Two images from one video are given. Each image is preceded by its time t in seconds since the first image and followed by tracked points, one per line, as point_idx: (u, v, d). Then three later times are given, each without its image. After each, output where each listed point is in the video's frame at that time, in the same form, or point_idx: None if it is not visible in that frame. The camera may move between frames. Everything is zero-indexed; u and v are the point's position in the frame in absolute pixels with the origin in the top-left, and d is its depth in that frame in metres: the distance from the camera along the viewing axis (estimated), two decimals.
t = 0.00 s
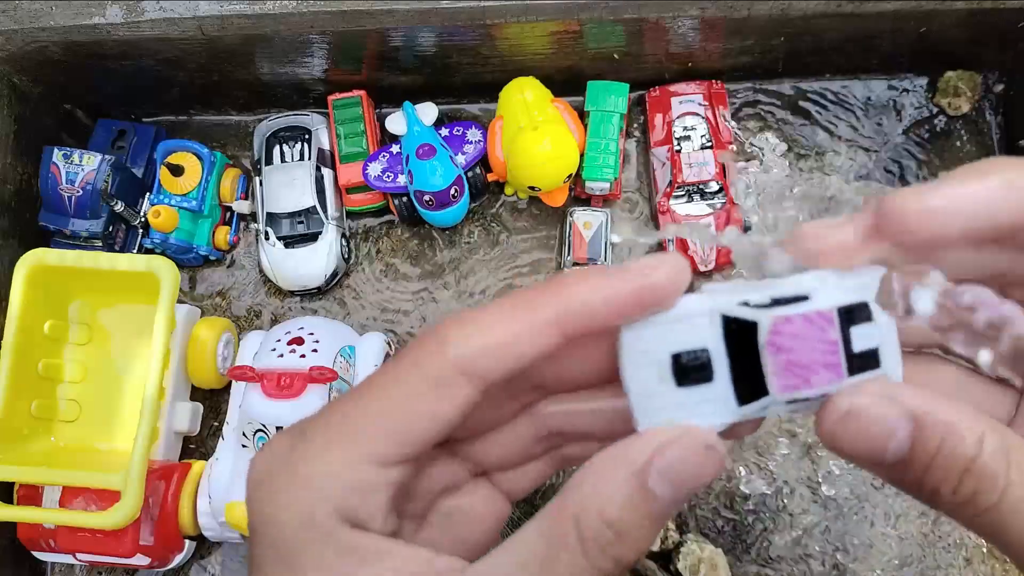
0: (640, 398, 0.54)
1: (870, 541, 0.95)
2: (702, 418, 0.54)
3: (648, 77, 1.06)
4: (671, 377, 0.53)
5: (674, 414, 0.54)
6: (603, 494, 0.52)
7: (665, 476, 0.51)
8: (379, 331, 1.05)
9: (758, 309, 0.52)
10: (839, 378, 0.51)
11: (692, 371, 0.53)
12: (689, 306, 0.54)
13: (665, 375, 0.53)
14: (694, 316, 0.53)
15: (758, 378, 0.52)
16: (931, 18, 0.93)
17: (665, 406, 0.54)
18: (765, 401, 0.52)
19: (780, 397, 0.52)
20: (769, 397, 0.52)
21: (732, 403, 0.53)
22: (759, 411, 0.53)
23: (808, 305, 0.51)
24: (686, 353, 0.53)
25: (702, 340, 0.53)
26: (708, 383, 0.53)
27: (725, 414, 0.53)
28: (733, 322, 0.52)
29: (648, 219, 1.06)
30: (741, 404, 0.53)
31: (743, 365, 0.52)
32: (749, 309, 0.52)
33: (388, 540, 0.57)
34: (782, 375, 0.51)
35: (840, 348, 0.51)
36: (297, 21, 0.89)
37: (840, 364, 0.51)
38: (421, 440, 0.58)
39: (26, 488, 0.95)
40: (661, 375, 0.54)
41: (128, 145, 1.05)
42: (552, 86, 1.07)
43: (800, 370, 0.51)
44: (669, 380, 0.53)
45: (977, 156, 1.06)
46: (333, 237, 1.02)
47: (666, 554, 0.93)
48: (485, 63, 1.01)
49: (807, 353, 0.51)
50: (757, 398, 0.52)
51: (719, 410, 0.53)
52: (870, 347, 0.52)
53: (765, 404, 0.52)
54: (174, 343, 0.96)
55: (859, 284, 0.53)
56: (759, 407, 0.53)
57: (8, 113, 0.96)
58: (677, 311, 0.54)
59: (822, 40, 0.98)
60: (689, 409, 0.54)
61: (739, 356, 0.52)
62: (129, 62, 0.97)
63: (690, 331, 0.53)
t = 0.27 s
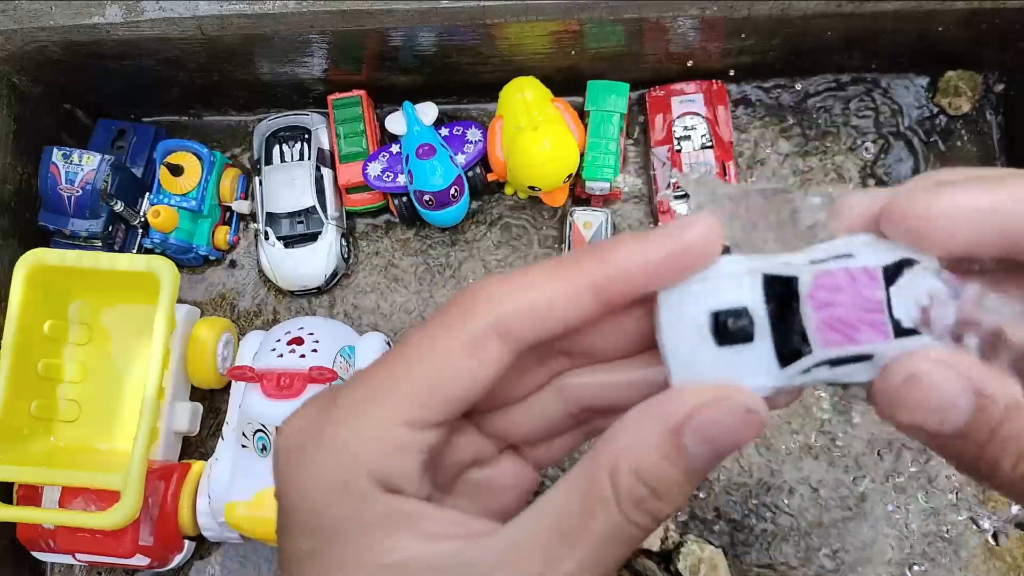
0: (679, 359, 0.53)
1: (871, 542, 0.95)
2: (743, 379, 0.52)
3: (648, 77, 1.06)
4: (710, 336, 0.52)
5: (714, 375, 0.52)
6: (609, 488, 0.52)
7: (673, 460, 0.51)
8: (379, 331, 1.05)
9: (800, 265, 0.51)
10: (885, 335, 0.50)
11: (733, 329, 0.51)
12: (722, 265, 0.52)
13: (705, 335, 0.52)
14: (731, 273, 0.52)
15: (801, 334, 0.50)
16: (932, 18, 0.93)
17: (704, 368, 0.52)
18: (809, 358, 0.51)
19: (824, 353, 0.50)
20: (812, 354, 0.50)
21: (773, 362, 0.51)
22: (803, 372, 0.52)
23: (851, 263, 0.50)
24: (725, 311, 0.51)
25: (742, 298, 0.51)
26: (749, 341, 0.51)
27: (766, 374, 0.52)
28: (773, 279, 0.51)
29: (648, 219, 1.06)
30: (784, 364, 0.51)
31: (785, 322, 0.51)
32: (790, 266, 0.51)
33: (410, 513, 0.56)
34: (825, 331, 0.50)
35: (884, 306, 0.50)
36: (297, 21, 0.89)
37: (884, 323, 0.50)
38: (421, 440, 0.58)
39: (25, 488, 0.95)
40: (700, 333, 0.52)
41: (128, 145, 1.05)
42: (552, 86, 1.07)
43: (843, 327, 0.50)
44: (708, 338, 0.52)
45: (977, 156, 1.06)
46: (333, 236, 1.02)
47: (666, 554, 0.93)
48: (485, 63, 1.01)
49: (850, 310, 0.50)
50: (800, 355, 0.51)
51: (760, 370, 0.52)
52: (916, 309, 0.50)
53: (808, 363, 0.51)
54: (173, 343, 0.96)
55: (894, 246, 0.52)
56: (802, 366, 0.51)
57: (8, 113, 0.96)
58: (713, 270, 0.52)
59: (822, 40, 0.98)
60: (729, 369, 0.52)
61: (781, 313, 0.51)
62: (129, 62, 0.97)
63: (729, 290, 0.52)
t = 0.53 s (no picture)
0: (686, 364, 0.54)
1: (871, 542, 0.95)
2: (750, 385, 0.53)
3: (648, 77, 1.05)
4: (714, 343, 0.53)
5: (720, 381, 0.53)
6: (609, 487, 0.52)
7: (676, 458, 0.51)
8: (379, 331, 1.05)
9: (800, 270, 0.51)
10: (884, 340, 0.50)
11: (736, 336, 0.52)
12: (729, 271, 0.53)
13: (707, 340, 0.53)
14: (734, 281, 0.53)
15: (800, 343, 0.51)
16: (932, 18, 0.92)
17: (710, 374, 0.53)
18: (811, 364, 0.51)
19: (825, 360, 0.51)
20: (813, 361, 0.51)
21: (777, 367, 0.52)
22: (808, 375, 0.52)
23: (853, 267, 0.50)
24: (728, 318, 0.53)
25: (744, 305, 0.52)
26: (752, 348, 0.52)
27: (772, 379, 0.53)
28: (773, 285, 0.51)
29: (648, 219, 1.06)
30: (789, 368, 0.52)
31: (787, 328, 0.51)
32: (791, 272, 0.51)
33: (410, 507, 0.56)
34: (826, 337, 0.51)
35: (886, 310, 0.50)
36: (297, 21, 0.89)
37: (887, 327, 0.50)
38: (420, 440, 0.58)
39: (25, 488, 0.95)
40: (704, 340, 0.53)
41: (127, 145, 1.05)
42: (552, 86, 1.07)
43: (844, 333, 0.50)
44: (712, 345, 0.53)
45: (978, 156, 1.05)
46: (333, 236, 1.02)
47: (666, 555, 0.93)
48: (484, 63, 1.01)
49: (851, 315, 0.50)
50: (802, 361, 0.51)
51: (766, 375, 0.53)
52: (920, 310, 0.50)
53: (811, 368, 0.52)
54: (173, 343, 0.96)
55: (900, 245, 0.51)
56: (805, 370, 0.52)
57: (8, 112, 0.96)
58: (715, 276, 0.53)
59: (823, 39, 0.98)
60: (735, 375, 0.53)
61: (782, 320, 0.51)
62: (129, 62, 0.97)
63: (730, 297, 0.53)
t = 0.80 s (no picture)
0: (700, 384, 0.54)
1: (871, 542, 0.95)
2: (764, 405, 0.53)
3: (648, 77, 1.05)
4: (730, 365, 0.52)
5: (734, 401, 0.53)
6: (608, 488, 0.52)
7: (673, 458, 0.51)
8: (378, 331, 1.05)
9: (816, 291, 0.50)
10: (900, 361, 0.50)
11: (751, 357, 0.52)
12: (748, 290, 0.53)
13: (724, 366, 0.53)
14: (751, 300, 0.52)
15: (818, 363, 0.50)
16: (933, 18, 0.92)
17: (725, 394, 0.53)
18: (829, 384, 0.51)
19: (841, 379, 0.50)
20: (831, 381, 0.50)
21: (794, 387, 0.51)
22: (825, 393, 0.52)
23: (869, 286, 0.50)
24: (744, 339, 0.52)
25: (759, 325, 0.52)
26: (767, 369, 0.52)
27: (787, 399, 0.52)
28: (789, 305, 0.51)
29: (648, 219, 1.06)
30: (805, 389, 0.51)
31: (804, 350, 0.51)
32: (807, 293, 0.51)
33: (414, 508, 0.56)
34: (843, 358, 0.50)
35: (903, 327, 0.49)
36: (297, 21, 0.89)
37: (905, 345, 0.49)
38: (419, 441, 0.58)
39: (25, 488, 0.95)
40: (720, 361, 0.53)
41: (127, 145, 1.05)
42: (552, 86, 1.07)
43: (861, 353, 0.49)
44: (728, 366, 0.52)
45: (978, 156, 1.05)
46: (333, 236, 1.02)
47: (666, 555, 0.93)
48: (484, 63, 1.01)
49: (869, 335, 0.49)
50: (819, 381, 0.51)
51: (780, 395, 0.52)
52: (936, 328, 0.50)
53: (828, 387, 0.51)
54: (172, 343, 0.96)
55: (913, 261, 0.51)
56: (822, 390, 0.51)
57: (8, 112, 0.96)
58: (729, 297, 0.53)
59: (823, 39, 0.98)
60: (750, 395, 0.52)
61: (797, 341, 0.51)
62: (129, 62, 0.97)
63: (745, 318, 0.52)
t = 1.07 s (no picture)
0: (633, 377, 0.56)
1: (870, 542, 0.95)
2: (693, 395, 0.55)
3: (648, 77, 1.05)
4: (659, 353, 0.55)
5: (665, 391, 0.55)
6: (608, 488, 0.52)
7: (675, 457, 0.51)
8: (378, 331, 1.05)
9: (735, 279, 0.55)
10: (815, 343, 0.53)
11: (678, 346, 0.54)
12: (677, 285, 0.56)
13: (655, 356, 0.55)
14: (677, 292, 0.55)
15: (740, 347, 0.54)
16: (933, 18, 0.92)
17: (656, 384, 0.55)
18: (752, 368, 0.53)
19: (763, 361, 0.53)
20: (753, 364, 0.53)
21: (720, 374, 0.54)
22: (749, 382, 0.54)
23: (782, 276, 0.54)
24: (670, 328, 0.55)
25: (683, 316, 0.55)
26: (694, 357, 0.54)
27: (714, 388, 0.54)
28: (711, 295, 0.55)
29: (648, 219, 1.06)
30: (729, 375, 0.54)
31: (727, 337, 0.54)
32: (726, 282, 0.55)
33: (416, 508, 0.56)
34: (761, 341, 0.53)
35: (813, 313, 0.54)
36: (297, 21, 0.89)
37: (816, 330, 0.53)
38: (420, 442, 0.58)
39: (24, 488, 0.95)
40: (650, 350, 0.55)
41: (127, 145, 1.05)
42: (552, 86, 1.07)
43: (776, 335, 0.53)
44: (659, 356, 0.55)
45: (977, 157, 1.05)
46: (333, 236, 1.02)
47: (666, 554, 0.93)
48: (484, 62, 1.01)
49: (782, 319, 0.53)
50: (743, 366, 0.54)
51: (708, 384, 0.54)
52: (844, 314, 0.54)
53: (753, 372, 0.54)
54: (173, 343, 0.96)
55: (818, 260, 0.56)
56: (747, 376, 0.54)
57: (8, 112, 0.96)
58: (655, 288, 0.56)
59: (823, 39, 0.98)
60: (680, 385, 0.55)
61: (721, 328, 0.54)
62: (129, 62, 0.97)
63: (671, 309, 0.55)
